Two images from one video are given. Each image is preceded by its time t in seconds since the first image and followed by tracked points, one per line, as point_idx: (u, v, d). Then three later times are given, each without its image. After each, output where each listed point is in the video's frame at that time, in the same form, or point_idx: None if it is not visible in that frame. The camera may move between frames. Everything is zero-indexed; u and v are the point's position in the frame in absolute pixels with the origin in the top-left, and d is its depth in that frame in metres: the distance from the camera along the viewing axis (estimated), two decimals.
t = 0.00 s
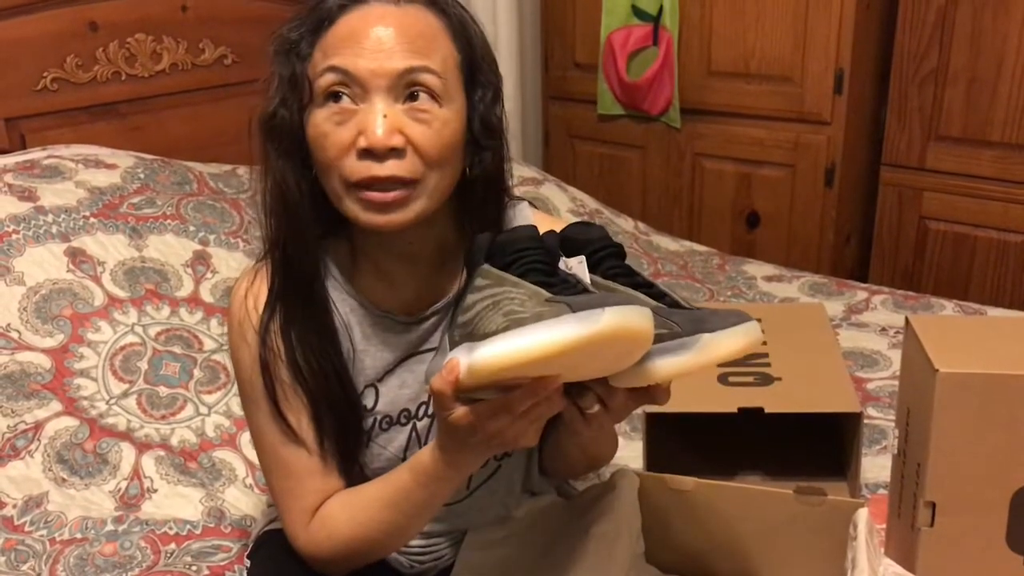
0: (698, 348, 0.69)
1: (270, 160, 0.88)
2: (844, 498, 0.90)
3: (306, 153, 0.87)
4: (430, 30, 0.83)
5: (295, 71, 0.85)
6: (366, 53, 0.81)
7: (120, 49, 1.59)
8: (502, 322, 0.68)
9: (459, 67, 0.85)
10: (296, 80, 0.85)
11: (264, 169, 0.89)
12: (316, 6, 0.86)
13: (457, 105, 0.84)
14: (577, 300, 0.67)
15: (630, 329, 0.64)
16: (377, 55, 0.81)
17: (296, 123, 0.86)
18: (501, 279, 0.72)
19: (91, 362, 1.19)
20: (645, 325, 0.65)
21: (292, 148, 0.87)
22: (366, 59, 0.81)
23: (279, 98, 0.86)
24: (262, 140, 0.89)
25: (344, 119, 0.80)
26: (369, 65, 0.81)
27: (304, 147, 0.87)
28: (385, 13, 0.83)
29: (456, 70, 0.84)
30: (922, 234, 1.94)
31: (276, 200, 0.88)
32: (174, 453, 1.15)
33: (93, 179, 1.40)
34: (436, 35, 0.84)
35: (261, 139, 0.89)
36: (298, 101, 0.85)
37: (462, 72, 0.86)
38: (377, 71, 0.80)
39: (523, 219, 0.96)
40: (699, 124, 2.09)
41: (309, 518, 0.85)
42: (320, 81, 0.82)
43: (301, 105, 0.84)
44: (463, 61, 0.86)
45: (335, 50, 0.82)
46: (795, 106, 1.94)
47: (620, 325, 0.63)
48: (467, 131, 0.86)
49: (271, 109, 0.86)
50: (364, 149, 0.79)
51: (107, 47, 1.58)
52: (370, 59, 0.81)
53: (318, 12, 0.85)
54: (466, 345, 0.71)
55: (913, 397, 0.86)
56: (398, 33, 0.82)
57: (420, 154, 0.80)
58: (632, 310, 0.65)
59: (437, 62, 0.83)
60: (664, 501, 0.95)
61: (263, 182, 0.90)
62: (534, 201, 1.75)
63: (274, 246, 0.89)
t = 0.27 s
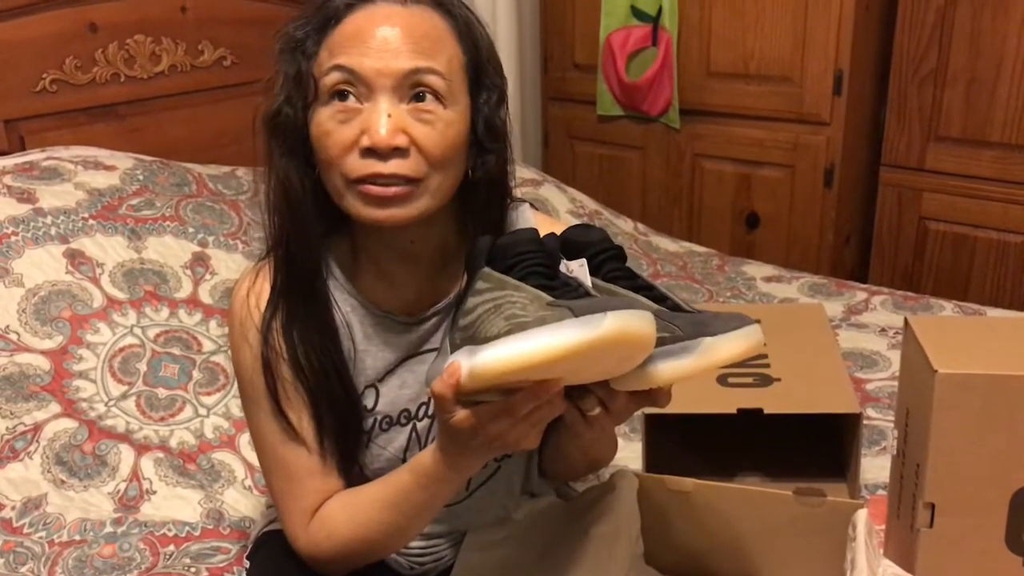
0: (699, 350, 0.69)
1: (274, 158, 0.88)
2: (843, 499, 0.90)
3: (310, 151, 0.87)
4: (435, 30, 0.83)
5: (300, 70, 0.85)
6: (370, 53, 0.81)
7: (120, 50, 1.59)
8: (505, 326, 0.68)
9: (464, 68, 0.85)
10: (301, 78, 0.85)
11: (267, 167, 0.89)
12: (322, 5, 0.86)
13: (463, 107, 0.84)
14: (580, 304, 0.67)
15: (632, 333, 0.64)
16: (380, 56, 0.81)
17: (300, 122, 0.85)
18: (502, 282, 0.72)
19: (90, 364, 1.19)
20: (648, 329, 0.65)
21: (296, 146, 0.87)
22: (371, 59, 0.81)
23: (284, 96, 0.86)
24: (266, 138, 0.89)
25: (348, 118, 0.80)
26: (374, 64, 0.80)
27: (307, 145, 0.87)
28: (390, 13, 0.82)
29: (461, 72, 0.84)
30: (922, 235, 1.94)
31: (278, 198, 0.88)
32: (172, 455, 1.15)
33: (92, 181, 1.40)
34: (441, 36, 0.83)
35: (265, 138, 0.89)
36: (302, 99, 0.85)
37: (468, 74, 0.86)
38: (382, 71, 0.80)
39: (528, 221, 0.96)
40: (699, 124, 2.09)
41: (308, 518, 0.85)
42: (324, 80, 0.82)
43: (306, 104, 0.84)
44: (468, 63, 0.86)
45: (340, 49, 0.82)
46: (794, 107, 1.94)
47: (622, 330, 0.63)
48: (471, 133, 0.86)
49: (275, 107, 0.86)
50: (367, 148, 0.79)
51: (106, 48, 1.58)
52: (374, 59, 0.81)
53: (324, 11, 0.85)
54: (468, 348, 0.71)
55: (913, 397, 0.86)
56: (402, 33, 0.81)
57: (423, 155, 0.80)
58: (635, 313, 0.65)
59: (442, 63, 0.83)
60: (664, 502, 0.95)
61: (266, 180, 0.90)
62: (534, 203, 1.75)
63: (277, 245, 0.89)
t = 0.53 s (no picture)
0: (701, 345, 0.69)
1: (276, 158, 0.88)
2: (843, 500, 0.90)
3: (313, 151, 0.87)
4: (439, 31, 0.83)
5: (304, 70, 0.85)
6: (374, 53, 0.81)
7: (120, 51, 1.59)
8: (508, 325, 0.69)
9: (468, 69, 0.85)
10: (305, 78, 0.85)
11: (270, 167, 0.89)
12: (327, 5, 0.86)
13: (466, 107, 0.84)
14: (582, 300, 0.67)
15: (634, 329, 0.64)
16: (384, 56, 0.81)
17: (305, 122, 0.86)
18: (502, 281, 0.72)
19: (90, 365, 1.19)
20: (650, 324, 0.65)
21: (300, 146, 0.87)
22: (374, 59, 0.81)
23: (288, 95, 0.86)
24: (270, 138, 0.89)
25: (352, 119, 0.81)
26: (378, 65, 0.81)
27: (310, 145, 0.87)
28: (394, 14, 0.83)
29: (464, 73, 0.84)
30: (921, 235, 1.94)
31: (281, 198, 0.88)
32: (173, 456, 1.15)
33: (93, 182, 1.40)
34: (445, 37, 0.83)
35: (268, 138, 0.89)
36: (307, 99, 0.85)
37: (471, 75, 0.86)
38: (386, 72, 0.80)
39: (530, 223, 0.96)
40: (699, 125, 2.09)
41: (309, 518, 0.85)
42: (328, 81, 0.82)
43: (310, 104, 0.85)
44: (472, 64, 0.86)
45: (344, 49, 0.82)
46: (794, 108, 1.94)
47: (623, 325, 0.63)
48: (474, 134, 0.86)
49: (279, 107, 0.86)
50: (371, 148, 0.79)
51: (106, 49, 1.58)
52: (377, 59, 0.81)
53: (329, 11, 0.85)
54: (471, 347, 0.71)
55: (912, 398, 0.86)
56: (406, 33, 0.82)
57: (427, 156, 0.80)
58: (637, 308, 0.65)
59: (447, 64, 0.83)
60: (664, 503, 0.95)
61: (269, 180, 0.90)
62: (534, 204, 1.75)
63: (280, 244, 0.89)
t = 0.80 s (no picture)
0: (698, 346, 0.69)
1: (277, 160, 0.88)
2: (843, 502, 0.90)
3: (314, 153, 0.87)
4: (439, 33, 0.83)
5: (304, 72, 0.85)
6: (373, 55, 0.81)
7: (120, 54, 1.59)
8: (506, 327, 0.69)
9: (467, 71, 0.85)
10: (305, 81, 0.85)
11: (271, 170, 0.90)
12: (328, 8, 0.86)
13: (466, 110, 0.84)
14: (579, 302, 0.67)
15: (632, 331, 0.64)
16: (384, 59, 0.81)
17: (305, 124, 0.86)
18: (500, 283, 0.72)
19: (91, 367, 1.19)
20: (648, 326, 0.65)
21: (301, 148, 0.87)
22: (374, 61, 0.81)
23: (288, 98, 0.86)
24: (270, 140, 0.89)
25: (352, 120, 0.81)
26: (377, 67, 0.81)
27: (310, 148, 0.87)
28: (394, 16, 0.83)
29: (464, 75, 0.85)
30: (922, 238, 1.94)
31: (282, 201, 0.88)
32: (173, 459, 1.15)
33: (94, 184, 1.40)
34: (445, 39, 0.84)
35: (269, 140, 0.89)
36: (307, 101, 0.85)
37: (471, 77, 0.86)
38: (386, 73, 0.81)
39: (530, 225, 0.96)
40: (699, 127, 2.09)
41: (309, 520, 0.85)
42: (328, 83, 0.83)
43: (310, 106, 0.85)
44: (471, 66, 0.86)
45: (344, 51, 0.82)
46: (794, 110, 1.94)
47: (621, 327, 0.63)
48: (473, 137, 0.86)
49: (280, 110, 0.87)
50: (371, 150, 0.79)
51: (107, 52, 1.58)
52: (377, 62, 0.81)
53: (329, 13, 0.86)
54: (469, 350, 0.71)
55: (912, 401, 0.86)
56: (406, 36, 0.82)
57: (427, 158, 0.80)
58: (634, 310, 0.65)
59: (446, 66, 0.83)
60: (665, 505, 0.95)
61: (270, 182, 0.90)
62: (534, 206, 1.75)
63: (281, 247, 0.89)
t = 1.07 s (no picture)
0: (695, 351, 0.69)
1: (278, 167, 0.89)
2: (843, 507, 0.90)
3: (313, 159, 0.88)
4: (438, 41, 0.84)
5: (304, 79, 0.85)
6: (373, 63, 0.81)
7: (122, 60, 1.60)
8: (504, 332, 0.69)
9: (466, 79, 0.86)
10: (305, 88, 0.85)
11: (272, 176, 0.90)
12: (328, 15, 0.87)
13: (464, 117, 0.84)
14: (577, 306, 0.68)
15: (628, 336, 0.64)
16: (384, 66, 0.81)
17: (304, 131, 0.86)
18: (498, 289, 0.72)
19: (93, 373, 1.20)
20: (644, 330, 0.65)
21: (300, 155, 0.87)
22: (374, 69, 0.81)
23: (288, 105, 0.86)
24: (271, 146, 0.89)
25: (352, 128, 0.81)
26: (376, 74, 0.81)
27: (310, 155, 0.87)
28: (393, 24, 0.83)
29: (463, 83, 0.85)
30: (922, 242, 1.94)
31: (282, 207, 0.89)
32: (175, 464, 1.15)
33: (95, 191, 1.41)
34: (444, 47, 0.84)
35: (269, 147, 0.90)
36: (307, 108, 0.85)
37: (470, 85, 0.86)
38: (385, 81, 0.81)
39: (529, 231, 0.97)
40: (698, 132, 2.10)
41: (309, 525, 0.85)
42: (327, 91, 0.83)
43: (310, 113, 0.85)
44: (470, 74, 0.86)
45: (344, 59, 0.82)
46: (794, 115, 1.95)
47: (617, 332, 0.63)
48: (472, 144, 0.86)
49: (280, 116, 0.87)
50: (371, 158, 0.79)
51: (108, 59, 1.59)
52: (377, 69, 0.81)
53: (330, 21, 0.86)
54: (467, 355, 0.71)
55: (911, 405, 0.86)
56: (405, 44, 0.82)
57: (426, 165, 0.81)
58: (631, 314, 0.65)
59: (445, 73, 0.83)
60: (665, 510, 0.95)
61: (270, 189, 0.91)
62: (534, 212, 1.75)
63: (281, 253, 0.89)
